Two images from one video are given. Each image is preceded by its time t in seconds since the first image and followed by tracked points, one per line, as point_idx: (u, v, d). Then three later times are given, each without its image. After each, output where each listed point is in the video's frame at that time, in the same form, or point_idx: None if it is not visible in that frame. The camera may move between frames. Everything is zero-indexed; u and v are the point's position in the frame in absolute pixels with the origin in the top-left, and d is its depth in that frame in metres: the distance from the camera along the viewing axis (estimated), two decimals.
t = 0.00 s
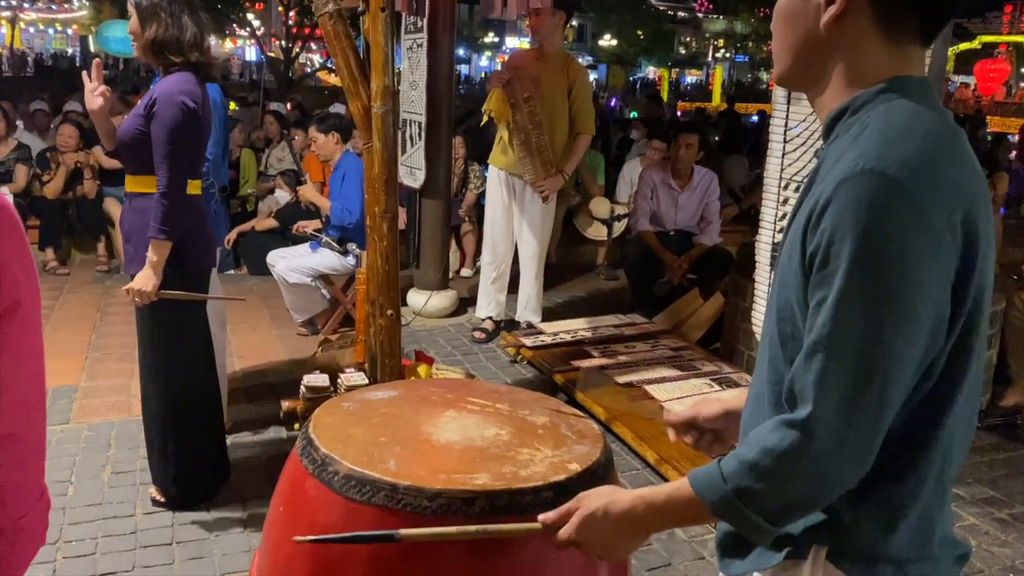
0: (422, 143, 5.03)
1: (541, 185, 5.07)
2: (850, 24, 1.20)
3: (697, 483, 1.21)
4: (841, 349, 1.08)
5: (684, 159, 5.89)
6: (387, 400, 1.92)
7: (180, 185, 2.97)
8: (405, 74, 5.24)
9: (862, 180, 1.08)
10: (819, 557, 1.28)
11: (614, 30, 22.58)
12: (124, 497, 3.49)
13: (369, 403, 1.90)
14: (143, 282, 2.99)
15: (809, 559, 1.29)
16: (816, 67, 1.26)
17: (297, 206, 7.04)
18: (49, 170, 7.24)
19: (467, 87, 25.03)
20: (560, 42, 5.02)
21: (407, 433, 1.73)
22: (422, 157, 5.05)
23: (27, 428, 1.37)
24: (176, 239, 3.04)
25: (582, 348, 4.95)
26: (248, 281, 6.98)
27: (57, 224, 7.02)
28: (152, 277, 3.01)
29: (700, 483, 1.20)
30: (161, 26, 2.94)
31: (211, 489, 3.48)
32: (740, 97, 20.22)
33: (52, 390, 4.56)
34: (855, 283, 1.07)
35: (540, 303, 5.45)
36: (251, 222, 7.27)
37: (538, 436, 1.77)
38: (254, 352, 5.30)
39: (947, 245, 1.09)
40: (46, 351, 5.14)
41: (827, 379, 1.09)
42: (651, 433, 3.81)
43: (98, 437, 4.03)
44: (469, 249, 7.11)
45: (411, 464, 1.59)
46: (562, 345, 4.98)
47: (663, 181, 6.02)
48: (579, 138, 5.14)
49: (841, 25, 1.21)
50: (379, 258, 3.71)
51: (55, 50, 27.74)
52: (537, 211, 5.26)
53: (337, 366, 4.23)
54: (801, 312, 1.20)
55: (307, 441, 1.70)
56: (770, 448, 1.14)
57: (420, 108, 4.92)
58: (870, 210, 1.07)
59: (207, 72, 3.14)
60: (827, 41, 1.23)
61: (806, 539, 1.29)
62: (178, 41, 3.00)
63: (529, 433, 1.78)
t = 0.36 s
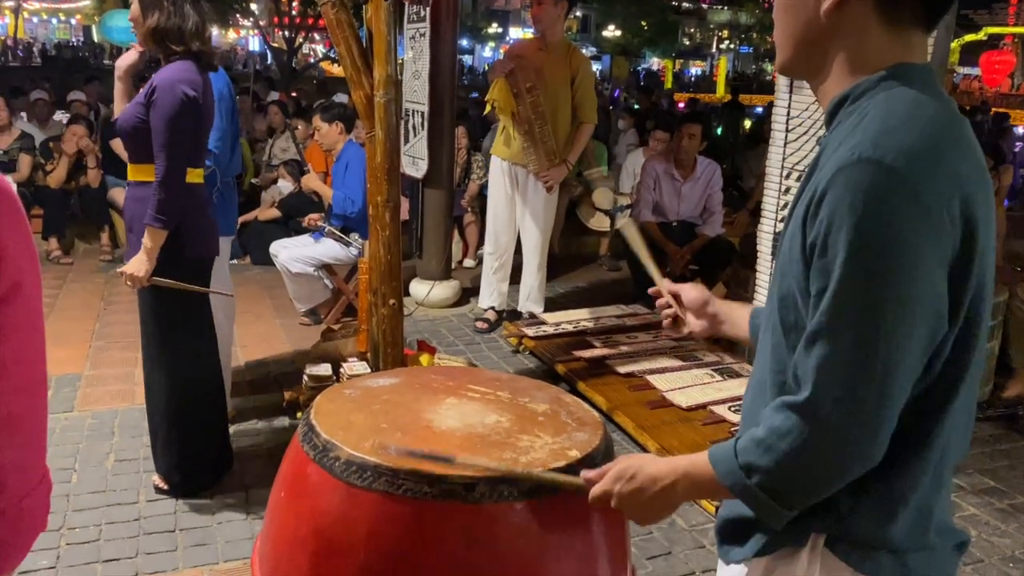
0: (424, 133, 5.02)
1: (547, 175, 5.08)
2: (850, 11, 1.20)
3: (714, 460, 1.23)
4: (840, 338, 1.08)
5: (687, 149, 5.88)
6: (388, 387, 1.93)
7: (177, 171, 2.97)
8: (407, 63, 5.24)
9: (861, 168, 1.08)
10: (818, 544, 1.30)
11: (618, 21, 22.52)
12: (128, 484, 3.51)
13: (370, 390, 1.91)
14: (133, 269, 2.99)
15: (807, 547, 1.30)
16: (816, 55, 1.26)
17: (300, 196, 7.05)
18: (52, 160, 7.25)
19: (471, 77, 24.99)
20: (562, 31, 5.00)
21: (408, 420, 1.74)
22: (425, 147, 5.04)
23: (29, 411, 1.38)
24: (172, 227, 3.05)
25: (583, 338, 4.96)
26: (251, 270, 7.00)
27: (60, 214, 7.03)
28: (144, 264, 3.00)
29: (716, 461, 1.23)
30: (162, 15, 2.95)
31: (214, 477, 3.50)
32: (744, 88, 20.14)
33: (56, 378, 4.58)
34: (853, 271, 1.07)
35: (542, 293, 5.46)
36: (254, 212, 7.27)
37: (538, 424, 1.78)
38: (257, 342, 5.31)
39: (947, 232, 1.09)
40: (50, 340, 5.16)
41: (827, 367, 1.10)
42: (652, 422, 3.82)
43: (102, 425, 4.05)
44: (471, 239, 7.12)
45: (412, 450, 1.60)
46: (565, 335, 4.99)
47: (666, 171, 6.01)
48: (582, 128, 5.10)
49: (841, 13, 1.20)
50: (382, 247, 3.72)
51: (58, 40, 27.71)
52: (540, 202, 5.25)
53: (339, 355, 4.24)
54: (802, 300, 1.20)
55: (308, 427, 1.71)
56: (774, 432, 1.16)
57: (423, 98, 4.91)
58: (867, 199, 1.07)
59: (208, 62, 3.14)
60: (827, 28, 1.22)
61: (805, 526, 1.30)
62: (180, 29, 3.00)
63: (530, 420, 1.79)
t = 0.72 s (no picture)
0: (427, 127, 5.02)
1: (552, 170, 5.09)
2: (848, 7, 1.20)
3: (713, 444, 1.25)
4: (833, 330, 1.09)
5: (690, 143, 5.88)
6: (389, 379, 1.94)
7: (172, 166, 2.98)
8: (411, 57, 5.23)
9: (855, 162, 1.09)
10: (813, 536, 1.32)
11: (622, 15, 22.42)
12: (130, 477, 3.52)
13: (371, 382, 1.92)
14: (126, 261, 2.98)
15: (803, 538, 1.32)
16: (816, 51, 1.26)
17: (303, 189, 7.04)
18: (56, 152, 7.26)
19: (476, 70, 24.94)
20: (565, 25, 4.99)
21: (408, 413, 1.75)
22: (428, 141, 5.04)
23: (32, 405, 1.39)
24: (164, 220, 3.05)
25: (586, 332, 4.96)
26: (255, 263, 7.01)
27: (64, 206, 7.04)
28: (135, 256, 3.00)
29: (714, 445, 1.24)
30: (164, 8, 2.96)
31: (216, 469, 3.51)
32: (749, 81, 20.07)
33: (60, 371, 4.59)
34: (846, 265, 1.07)
35: (545, 287, 5.46)
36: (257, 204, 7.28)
37: (538, 417, 1.79)
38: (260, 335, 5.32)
39: (941, 227, 1.09)
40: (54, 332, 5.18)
41: (820, 359, 1.10)
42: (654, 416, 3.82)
43: (105, 417, 4.07)
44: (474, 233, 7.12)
45: (411, 443, 1.61)
46: (567, 329, 4.99)
47: (669, 165, 6.01)
48: (586, 121, 5.15)
49: (840, 10, 1.20)
50: (384, 241, 3.72)
51: (61, 33, 27.67)
52: (543, 195, 5.25)
53: (342, 348, 4.25)
54: (798, 293, 1.21)
55: (309, 420, 1.72)
56: (768, 421, 1.17)
57: (426, 92, 4.91)
58: (861, 193, 1.07)
59: (212, 56, 3.13)
60: (824, 25, 1.22)
61: (800, 519, 1.32)
62: (181, 24, 3.00)
63: (530, 413, 1.80)
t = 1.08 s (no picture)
0: (433, 123, 5.02)
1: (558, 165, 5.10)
2: (853, 6, 1.20)
3: (707, 430, 1.25)
4: (832, 323, 1.09)
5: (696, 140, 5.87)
6: (393, 374, 1.94)
7: (179, 161, 2.99)
8: (417, 53, 5.23)
9: (856, 157, 1.09)
10: (816, 533, 1.32)
11: (629, 11, 22.35)
12: (136, 470, 3.54)
13: (375, 377, 1.93)
14: (134, 254, 3.01)
15: (805, 535, 1.33)
16: (821, 49, 1.26)
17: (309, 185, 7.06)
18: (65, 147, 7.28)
19: (483, 67, 24.91)
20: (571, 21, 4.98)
21: (412, 408, 1.76)
22: (433, 137, 5.04)
23: (52, 397, 1.39)
24: (171, 215, 3.07)
25: (591, 329, 4.96)
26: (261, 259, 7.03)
27: (73, 201, 7.07)
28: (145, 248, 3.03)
29: (711, 437, 1.24)
30: (172, 4, 2.99)
31: (222, 463, 3.53)
32: (757, 78, 20.01)
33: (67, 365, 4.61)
34: (846, 259, 1.07)
35: (550, 283, 5.46)
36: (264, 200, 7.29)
37: (541, 412, 1.80)
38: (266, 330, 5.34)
39: (941, 222, 1.09)
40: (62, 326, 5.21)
41: (819, 353, 1.10)
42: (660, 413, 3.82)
43: (112, 411, 4.09)
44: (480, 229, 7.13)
45: (415, 438, 1.62)
46: (573, 326, 5.00)
47: (676, 162, 6.00)
48: (592, 117, 5.14)
49: (845, 9, 1.20)
50: (390, 236, 3.72)
51: (69, 28, 27.71)
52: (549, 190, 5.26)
53: (347, 343, 4.26)
54: (799, 287, 1.21)
55: (314, 415, 1.73)
56: (765, 411, 1.17)
57: (432, 88, 4.91)
58: (861, 187, 1.07)
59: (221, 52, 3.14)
60: (829, 24, 1.22)
61: (802, 516, 1.32)
62: (189, 19, 3.02)
63: (533, 409, 1.81)
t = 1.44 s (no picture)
0: (446, 122, 5.03)
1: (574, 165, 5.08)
2: (869, 7, 1.19)
3: (737, 429, 1.24)
4: (851, 320, 1.08)
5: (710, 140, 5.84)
6: (405, 373, 1.95)
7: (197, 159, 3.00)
8: (431, 53, 5.24)
9: (867, 154, 1.08)
10: (824, 532, 1.32)
11: (643, 10, 22.28)
12: (150, 466, 3.57)
13: (387, 375, 1.93)
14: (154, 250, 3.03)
15: (814, 534, 1.33)
16: (836, 49, 1.25)
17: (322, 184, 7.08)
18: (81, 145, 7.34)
19: (497, 66, 24.92)
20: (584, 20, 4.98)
21: (422, 406, 1.76)
22: (446, 136, 5.04)
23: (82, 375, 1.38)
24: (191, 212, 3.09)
25: (603, 329, 4.96)
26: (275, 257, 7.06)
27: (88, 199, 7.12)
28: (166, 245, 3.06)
29: (737, 436, 1.24)
30: (190, 3, 2.99)
31: (234, 460, 3.55)
32: (771, 78, 19.93)
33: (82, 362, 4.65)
34: (859, 256, 1.07)
35: (562, 283, 5.46)
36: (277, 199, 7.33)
37: (552, 412, 1.80)
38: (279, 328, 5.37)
39: (953, 215, 1.08)
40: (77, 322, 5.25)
41: (838, 351, 1.10)
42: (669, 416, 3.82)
43: (126, 407, 4.12)
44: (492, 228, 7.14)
45: (425, 436, 1.62)
46: (585, 326, 5.00)
47: (689, 162, 5.98)
48: (605, 117, 5.12)
49: (860, 10, 1.19)
50: (402, 236, 3.73)
51: (86, 27, 27.90)
52: (562, 188, 5.25)
53: (359, 342, 4.27)
54: (815, 285, 1.20)
55: (325, 415, 1.73)
56: (791, 411, 1.16)
57: (444, 87, 4.91)
58: (871, 183, 1.07)
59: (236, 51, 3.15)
60: (844, 24, 1.22)
61: (812, 516, 1.32)
62: (206, 20, 3.03)
63: (544, 408, 1.81)
